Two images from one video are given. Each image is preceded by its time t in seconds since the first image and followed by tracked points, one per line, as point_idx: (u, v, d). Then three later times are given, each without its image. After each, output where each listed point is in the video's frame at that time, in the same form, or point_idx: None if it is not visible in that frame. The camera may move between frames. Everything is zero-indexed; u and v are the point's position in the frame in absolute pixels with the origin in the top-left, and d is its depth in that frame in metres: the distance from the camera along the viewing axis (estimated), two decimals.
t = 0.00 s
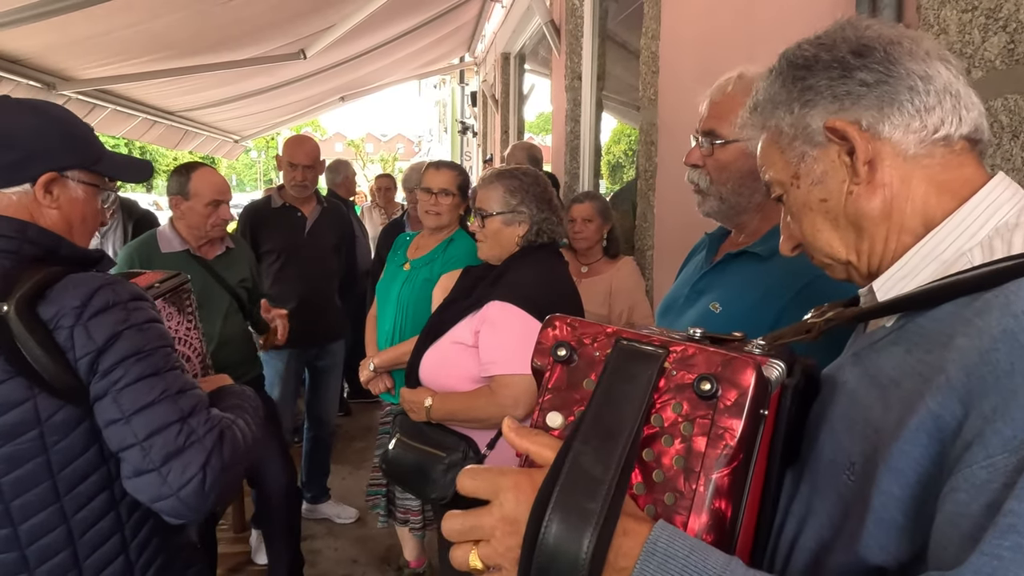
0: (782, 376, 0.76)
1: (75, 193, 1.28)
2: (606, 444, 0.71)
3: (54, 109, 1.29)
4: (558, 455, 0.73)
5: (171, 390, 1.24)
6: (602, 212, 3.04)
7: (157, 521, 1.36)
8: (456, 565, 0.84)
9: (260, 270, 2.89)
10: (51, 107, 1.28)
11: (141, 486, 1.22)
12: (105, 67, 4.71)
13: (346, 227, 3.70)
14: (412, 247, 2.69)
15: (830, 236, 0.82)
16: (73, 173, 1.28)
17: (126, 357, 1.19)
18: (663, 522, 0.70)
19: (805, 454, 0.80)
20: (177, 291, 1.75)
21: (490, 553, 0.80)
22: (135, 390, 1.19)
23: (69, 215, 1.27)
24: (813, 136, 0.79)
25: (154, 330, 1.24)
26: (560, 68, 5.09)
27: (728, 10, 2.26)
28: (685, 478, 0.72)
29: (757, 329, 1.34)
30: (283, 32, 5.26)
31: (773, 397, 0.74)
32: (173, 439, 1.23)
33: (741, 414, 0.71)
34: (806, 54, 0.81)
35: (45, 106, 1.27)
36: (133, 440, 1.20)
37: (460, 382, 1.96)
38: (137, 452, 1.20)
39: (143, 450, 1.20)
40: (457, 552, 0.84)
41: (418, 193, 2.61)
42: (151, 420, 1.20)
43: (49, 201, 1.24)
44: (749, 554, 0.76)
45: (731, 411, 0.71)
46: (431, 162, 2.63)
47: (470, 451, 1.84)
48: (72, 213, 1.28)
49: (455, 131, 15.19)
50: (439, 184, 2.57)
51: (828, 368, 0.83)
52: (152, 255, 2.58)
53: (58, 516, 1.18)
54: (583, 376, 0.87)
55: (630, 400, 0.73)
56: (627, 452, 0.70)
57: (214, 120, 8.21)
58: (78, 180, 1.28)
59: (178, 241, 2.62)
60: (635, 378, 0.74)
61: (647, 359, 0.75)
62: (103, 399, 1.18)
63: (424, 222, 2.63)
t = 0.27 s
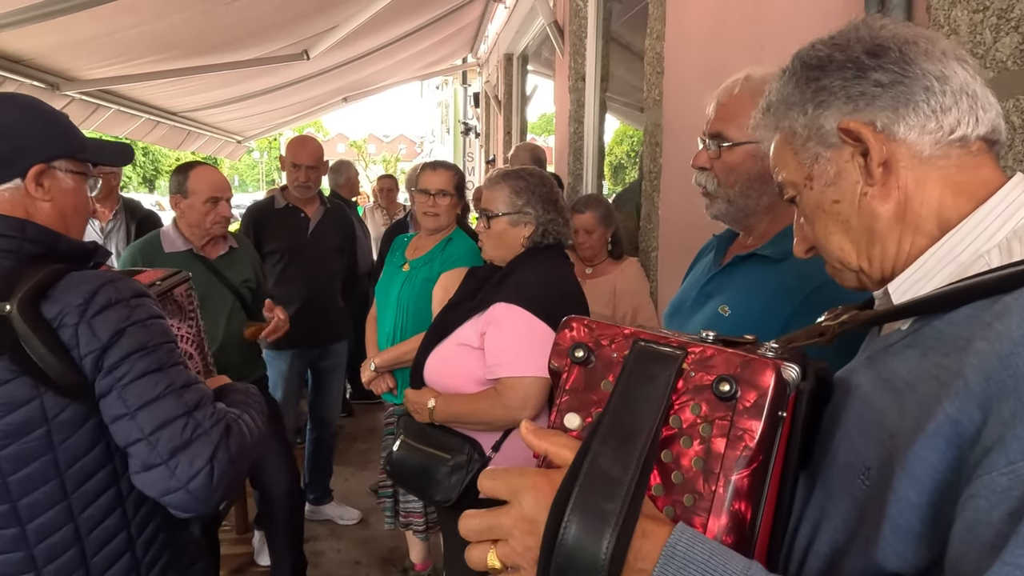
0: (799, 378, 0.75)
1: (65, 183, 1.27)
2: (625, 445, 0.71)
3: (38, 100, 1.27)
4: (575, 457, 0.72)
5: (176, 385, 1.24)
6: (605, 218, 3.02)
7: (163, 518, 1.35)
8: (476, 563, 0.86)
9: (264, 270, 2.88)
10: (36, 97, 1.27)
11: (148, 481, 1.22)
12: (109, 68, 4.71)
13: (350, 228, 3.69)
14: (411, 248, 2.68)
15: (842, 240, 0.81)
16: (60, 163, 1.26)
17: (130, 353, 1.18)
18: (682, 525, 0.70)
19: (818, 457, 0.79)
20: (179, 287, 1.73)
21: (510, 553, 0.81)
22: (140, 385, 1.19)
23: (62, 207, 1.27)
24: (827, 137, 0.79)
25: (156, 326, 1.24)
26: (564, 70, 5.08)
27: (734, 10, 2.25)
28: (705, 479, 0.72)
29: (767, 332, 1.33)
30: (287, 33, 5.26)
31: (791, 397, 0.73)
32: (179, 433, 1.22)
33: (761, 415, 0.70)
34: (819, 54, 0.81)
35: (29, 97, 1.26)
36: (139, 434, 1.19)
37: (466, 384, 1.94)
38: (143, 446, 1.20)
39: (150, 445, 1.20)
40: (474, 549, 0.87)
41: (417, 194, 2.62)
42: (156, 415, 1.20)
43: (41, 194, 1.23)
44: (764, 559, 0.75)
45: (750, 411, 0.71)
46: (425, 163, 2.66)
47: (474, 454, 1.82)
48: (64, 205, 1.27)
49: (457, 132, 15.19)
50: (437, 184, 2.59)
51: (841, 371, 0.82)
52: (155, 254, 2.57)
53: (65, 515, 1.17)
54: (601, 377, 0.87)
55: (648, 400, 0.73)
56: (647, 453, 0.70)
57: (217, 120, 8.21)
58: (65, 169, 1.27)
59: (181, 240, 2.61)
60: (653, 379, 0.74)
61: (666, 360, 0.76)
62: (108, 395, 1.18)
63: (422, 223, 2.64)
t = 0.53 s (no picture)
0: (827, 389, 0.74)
1: (67, 187, 1.25)
2: (650, 462, 0.71)
3: (35, 101, 1.25)
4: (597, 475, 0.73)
5: (189, 385, 1.22)
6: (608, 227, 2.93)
7: (172, 521, 1.34)
8: None
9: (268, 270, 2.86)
10: (32, 98, 1.24)
11: (165, 482, 1.21)
12: (113, 68, 4.71)
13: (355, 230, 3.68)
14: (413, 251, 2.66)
15: (867, 243, 0.81)
16: (62, 167, 1.24)
17: (142, 354, 1.17)
18: (709, 544, 0.71)
19: (844, 469, 0.78)
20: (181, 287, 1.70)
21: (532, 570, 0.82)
22: (154, 386, 1.17)
23: (65, 211, 1.25)
24: (853, 139, 0.79)
25: (167, 326, 1.22)
26: (569, 71, 5.07)
27: (743, 11, 2.24)
28: (732, 496, 0.73)
29: (783, 338, 1.31)
30: (291, 34, 5.26)
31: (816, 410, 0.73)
32: (196, 433, 1.21)
33: (788, 431, 0.71)
34: (846, 53, 0.81)
35: (26, 98, 1.23)
36: (155, 435, 1.18)
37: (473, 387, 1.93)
38: (160, 447, 1.18)
39: (167, 445, 1.18)
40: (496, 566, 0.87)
41: (416, 198, 2.62)
42: (171, 415, 1.19)
43: (42, 199, 1.22)
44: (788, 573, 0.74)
45: (777, 427, 0.72)
46: (424, 165, 2.66)
47: (481, 459, 1.81)
48: (66, 208, 1.25)
49: (460, 133, 15.18)
50: (436, 186, 2.60)
51: (863, 381, 0.81)
52: (159, 255, 2.56)
53: (75, 520, 1.16)
54: (623, 389, 0.87)
55: (674, 416, 0.73)
56: (672, 470, 0.70)
57: (220, 121, 8.21)
58: (68, 173, 1.25)
59: (186, 241, 2.60)
60: (676, 394, 0.75)
61: (691, 374, 0.76)
62: (122, 398, 1.16)
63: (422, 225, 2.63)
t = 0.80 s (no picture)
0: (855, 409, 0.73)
1: (82, 193, 1.24)
2: (677, 491, 0.71)
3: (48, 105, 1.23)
4: (628, 498, 0.74)
5: (206, 395, 1.21)
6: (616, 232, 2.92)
7: (182, 528, 1.33)
8: None
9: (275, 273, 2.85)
10: (44, 102, 1.23)
11: (182, 491, 1.19)
12: (118, 69, 4.71)
13: (360, 233, 3.67)
14: (420, 255, 2.64)
15: (893, 255, 0.80)
16: (77, 172, 1.23)
17: (160, 364, 1.16)
18: None
19: (871, 486, 0.76)
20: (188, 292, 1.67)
21: None
22: (171, 396, 1.16)
23: (79, 216, 1.24)
24: (880, 148, 0.78)
25: (182, 334, 1.21)
26: (575, 73, 5.05)
27: (754, 14, 2.22)
28: (764, 521, 0.73)
29: (801, 349, 1.29)
30: (297, 35, 5.25)
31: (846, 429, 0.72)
32: (214, 442, 1.20)
33: (822, 456, 0.70)
34: (873, 59, 0.80)
35: (39, 102, 1.22)
36: (174, 445, 1.17)
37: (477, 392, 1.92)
38: (178, 457, 1.17)
39: (185, 455, 1.17)
40: None
41: (423, 201, 2.62)
42: (189, 425, 1.18)
43: (57, 205, 1.21)
44: None
45: (810, 451, 0.71)
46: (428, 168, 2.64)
47: (490, 466, 1.80)
48: (80, 213, 1.24)
49: (464, 134, 15.17)
50: (443, 190, 2.58)
51: (887, 397, 0.80)
52: (166, 259, 2.55)
53: (87, 528, 1.15)
54: (649, 409, 0.84)
55: (703, 439, 0.73)
56: (702, 498, 0.70)
57: (224, 122, 8.21)
58: (82, 178, 1.24)
59: (192, 244, 2.59)
60: (709, 416, 0.74)
61: (721, 395, 0.75)
62: (139, 407, 1.15)
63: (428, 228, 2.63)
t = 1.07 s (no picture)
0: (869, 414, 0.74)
1: (99, 200, 1.24)
2: (701, 510, 0.72)
3: (65, 111, 1.23)
4: (652, 516, 0.75)
5: (208, 397, 1.19)
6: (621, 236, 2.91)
7: (188, 530, 1.32)
8: None
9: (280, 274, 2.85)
10: (60, 109, 1.23)
11: (178, 492, 1.18)
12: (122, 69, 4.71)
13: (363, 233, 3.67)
14: (427, 256, 2.64)
15: (907, 262, 0.79)
16: (95, 179, 1.23)
17: (166, 363, 1.15)
18: None
19: (886, 496, 0.76)
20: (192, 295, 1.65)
21: None
22: (174, 396, 1.15)
23: (95, 223, 1.23)
24: (894, 152, 0.77)
25: (190, 334, 1.20)
26: (579, 74, 5.04)
27: (761, 16, 2.22)
28: (787, 538, 0.72)
29: (809, 355, 1.28)
30: (300, 36, 5.25)
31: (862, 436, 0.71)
32: (210, 446, 1.18)
33: (845, 472, 0.70)
34: (886, 63, 0.79)
35: (56, 109, 1.22)
36: (172, 446, 1.15)
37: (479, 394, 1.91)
38: (175, 458, 1.16)
39: (182, 455, 1.16)
40: None
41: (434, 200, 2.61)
42: (188, 426, 1.16)
43: (74, 211, 1.20)
44: None
45: (832, 468, 0.71)
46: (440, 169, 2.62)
47: (495, 469, 1.80)
48: (96, 219, 1.23)
49: (467, 135, 15.17)
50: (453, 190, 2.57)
51: (903, 403, 0.80)
52: (172, 260, 2.55)
53: (95, 528, 1.15)
54: (667, 424, 0.84)
55: (723, 458, 0.73)
56: (724, 517, 0.71)
57: (228, 122, 8.22)
58: (100, 185, 1.24)
59: (197, 245, 2.59)
60: (726, 437, 0.74)
61: (739, 411, 0.75)
62: (142, 405, 1.14)
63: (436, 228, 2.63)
